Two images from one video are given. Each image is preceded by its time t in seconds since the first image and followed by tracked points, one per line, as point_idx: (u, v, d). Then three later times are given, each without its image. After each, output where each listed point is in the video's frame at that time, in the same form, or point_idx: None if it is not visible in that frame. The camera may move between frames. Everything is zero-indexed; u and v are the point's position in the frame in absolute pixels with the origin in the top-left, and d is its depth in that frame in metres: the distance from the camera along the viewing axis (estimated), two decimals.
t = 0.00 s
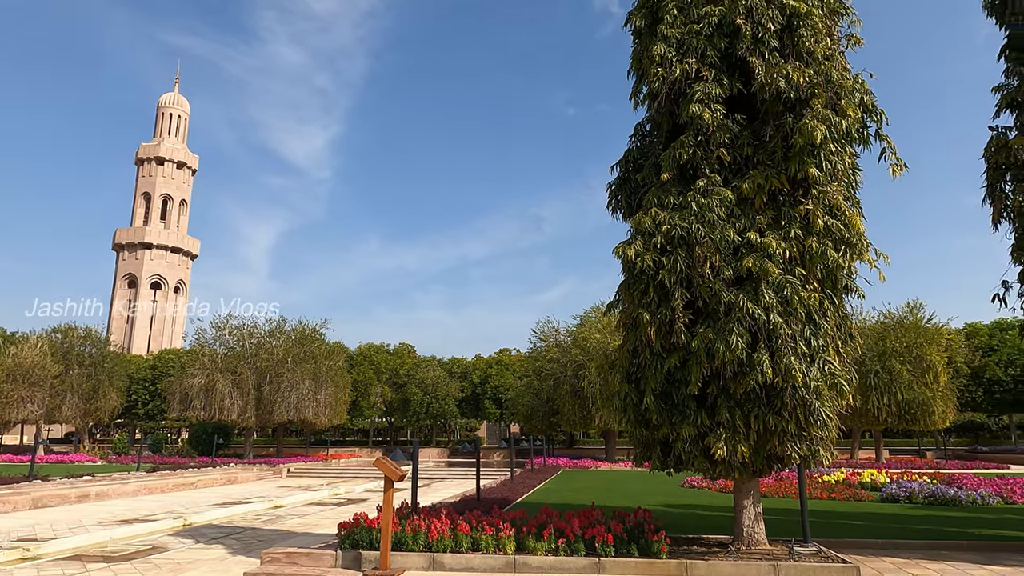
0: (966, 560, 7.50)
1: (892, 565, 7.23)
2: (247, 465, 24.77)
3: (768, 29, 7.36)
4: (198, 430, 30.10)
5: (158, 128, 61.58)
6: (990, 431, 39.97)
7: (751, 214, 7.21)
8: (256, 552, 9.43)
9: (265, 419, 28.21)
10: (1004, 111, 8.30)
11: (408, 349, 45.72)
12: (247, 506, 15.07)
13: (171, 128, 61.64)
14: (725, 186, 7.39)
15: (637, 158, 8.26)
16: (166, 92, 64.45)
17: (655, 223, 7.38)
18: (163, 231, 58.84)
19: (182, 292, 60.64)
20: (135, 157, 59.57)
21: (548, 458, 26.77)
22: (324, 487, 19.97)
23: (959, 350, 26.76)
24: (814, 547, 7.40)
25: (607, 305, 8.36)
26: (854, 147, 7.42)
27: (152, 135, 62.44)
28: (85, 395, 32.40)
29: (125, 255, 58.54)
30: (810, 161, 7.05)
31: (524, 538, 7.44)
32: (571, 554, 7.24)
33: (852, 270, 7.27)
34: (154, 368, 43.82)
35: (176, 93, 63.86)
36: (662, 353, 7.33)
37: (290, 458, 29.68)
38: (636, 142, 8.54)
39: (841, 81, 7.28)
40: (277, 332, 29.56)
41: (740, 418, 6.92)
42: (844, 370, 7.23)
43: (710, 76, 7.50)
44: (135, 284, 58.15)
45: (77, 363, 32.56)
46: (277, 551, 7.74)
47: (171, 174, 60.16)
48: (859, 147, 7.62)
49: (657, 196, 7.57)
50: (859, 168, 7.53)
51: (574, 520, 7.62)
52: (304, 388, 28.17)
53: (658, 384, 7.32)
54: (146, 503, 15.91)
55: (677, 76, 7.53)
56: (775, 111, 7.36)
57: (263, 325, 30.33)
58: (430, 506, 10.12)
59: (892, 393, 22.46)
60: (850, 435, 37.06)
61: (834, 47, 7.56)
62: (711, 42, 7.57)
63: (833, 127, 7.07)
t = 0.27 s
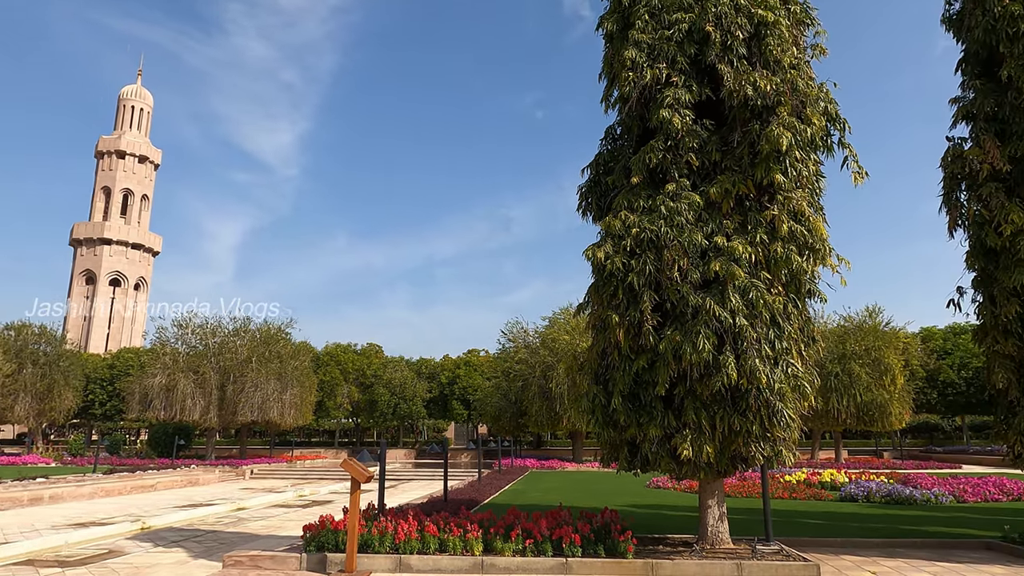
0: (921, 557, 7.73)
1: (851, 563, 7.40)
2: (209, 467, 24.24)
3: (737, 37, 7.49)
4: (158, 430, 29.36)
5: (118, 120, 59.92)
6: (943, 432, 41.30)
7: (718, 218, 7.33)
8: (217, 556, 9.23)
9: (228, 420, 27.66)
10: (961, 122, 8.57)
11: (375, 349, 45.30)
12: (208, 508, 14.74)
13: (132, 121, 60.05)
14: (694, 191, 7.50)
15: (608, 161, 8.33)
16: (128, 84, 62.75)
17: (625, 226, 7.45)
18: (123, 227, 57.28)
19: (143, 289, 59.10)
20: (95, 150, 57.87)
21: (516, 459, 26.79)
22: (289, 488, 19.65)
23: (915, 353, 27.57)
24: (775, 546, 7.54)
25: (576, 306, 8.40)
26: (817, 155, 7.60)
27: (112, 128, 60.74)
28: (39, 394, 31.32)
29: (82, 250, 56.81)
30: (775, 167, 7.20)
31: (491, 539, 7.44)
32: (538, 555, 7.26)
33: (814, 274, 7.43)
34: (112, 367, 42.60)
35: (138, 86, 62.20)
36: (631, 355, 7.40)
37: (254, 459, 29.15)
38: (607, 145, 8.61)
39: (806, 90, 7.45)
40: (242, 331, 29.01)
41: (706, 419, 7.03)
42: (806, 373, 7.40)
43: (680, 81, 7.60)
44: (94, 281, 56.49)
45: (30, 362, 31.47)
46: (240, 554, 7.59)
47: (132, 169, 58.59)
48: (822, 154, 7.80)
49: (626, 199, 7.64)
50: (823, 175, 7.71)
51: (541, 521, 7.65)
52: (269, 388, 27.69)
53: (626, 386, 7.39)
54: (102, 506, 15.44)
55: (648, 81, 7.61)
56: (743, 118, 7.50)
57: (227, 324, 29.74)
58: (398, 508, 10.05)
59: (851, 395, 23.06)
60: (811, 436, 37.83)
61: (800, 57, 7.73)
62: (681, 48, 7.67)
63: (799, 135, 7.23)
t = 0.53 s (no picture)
0: (878, 555, 7.94)
1: (812, 561, 7.57)
2: (170, 469, 23.67)
3: (705, 45, 7.61)
4: (116, 432, 28.56)
5: (78, 113, 58.17)
6: (900, 433, 42.50)
7: (686, 222, 7.44)
8: (177, 560, 9.02)
9: (191, 421, 27.06)
10: (919, 132, 8.84)
11: (343, 349, 44.83)
12: (169, 511, 14.39)
13: (93, 114, 58.37)
14: (663, 195, 7.59)
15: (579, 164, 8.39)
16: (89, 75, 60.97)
17: (595, 228, 7.51)
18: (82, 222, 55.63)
19: (102, 286, 57.51)
20: (53, 143, 56.09)
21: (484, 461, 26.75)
22: (253, 490, 19.31)
23: (874, 356, 28.32)
24: (739, 545, 7.66)
25: (546, 308, 8.43)
26: (783, 162, 7.76)
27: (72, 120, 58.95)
28: None
29: (38, 246, 54.99)
30: (742, 173, 7.33)
31: (459, 540, 7.42)
32: (506, 556, 7.26)
33: (779, 279, 7.59)
34: (69, 367, 41.31)
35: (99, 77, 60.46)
36: (599, 357, 7.46)
37: (217, 461, 28.56)
38: (578, 148, 8.67)
39: (772, 98, 7.61)
40: (205, 330, 28.40)
41: (672, 421, 7.12)
42: (770, 375, 7.54)
43: (650, 87, 7.69)
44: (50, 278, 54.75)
45: None
46: (201, 558, 7.42)
47: (92, 163, 56.93)
48: (787, 161, 7.97)
49: (597, 202, 7.70)
50: (788, 181, 7.87)
51: (509, 522, 7.66)
52: (233, 388, 27.15)
53: (594, 387, 7.44)
54: (56, 510, 14.95)
55: (619, 86, 7.69)
56: (711, 124, 7.62)
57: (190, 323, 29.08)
58: (365, 510, 9.96)
59: (813, 397, 23.59)
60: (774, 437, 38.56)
61: (767, 65, 7.88)
62: (651, 54, 7.76)
63: (765, 142, 7.37)
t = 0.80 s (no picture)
0: (839, 553, 8.12)
1: (775, 559, 7.71)
2: (130, 470, 23.08)
3: (676, 50, 7.71)
4: (75, 432, 27.75)
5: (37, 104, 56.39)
6: (861, 433, 43.59)
7: (656, 225, 7.52)
8: (137, 563, 8.80)
9: (153, 421, 26.45)
10: (881, 140, 9.09)
11: (311, 349, 44.28)
12: (129, 514, 14.02)
13: (53, 106, 56.66)
14: (633, 198, 7.66)
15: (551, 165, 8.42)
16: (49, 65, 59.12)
17: (566, 230, 7.55)
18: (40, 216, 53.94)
19: (61, 283, 55.86)
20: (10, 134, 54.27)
21: (453, 461, 26.66)
22: (216, 492, 18.92)
23: (837, 358, 28.98)
24: (704, 544, 7.77)
25: (517, 308, 8.44)
26: (751, 167, 7.89)
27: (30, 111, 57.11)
28: None
29: None
30: (711, 177, 7.44)
31: (427, 541, 7.38)
32: (474, 557, 7.25)
33: (745, 282, 7.72)
34: (24, 366, 39.98)
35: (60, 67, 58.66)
36: (569, 358, 7.50)
37: (180, 462, 27.94)
38: (550, 150, 8.70)
39: (740, 104, 7.75)
40: (169, 328, 27.76)
41: (640, 421, 7.19)
42: (736, 376, 7.66)
43: (622, 90, 7.76)
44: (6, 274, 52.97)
45: None
46: (162, 561, 7.25)
47: (52, 155, 55.24)
48: (755, 166, 8.11)
49: (568, 204, 7.75)
50: (755, 186, 8.02)
51: (478, 522, 7.65)
52: (198, 388, 26.59)
53: (564, 388, 7.47)
54: (9, 513, 14.45)
55: (591, 89, 7.74)
56: (681, 128, 7.72)
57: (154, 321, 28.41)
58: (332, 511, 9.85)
59: (777, 398, 24.06)
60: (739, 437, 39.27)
61: (736, 72, 8.01)
62: (623, 58, 7.83)
63: (733, 147, 7.50)
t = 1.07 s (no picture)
0: (802, 550, 8.28)
1: (740, 557, 7.83)
2: (92, 470, 22.51)
3: (649, 53, 7.78)
4: (33, 432, 26.96)
5: None
6: (825, 432, 44.54)
7: (628, 226, 7.59)
8: (98, 566, 8.59)
9: (115, 420, 25.80)
10: (847, 146, 9.29)
11: (280, 347, 43.69)
12: (90, 515, 13.67)
13: (13, 95, 54.93)
14: (605, 198, 7.71)
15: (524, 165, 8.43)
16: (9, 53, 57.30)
17: (538, 230, 7.57)
18: None
19: (21, 278, 54.22)
20: None
21: (424, 461, 26.55)
22: (181, 492, 18.54)
23: (802, 359, 29.55)
24: (671, 542, 7.87)
25: (489, 308, 8.43)
26: (721, 170, 8.00)
27: None
28: None
29: None
30: (682, 180, 7.53)
31: (396, 541, 7.34)
32: (443, 556, 7.22)
33: (714, 283, 7.82)
34: None
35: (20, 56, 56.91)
36: (540, 357, 7.52)
37: (143, 462, 27.33)
38: (523, 149, 8.71)
39: (711, 108, 7.85)
40: (133, 325, 27.13)
41: (610, 421, 7.25)
42: (704, 376, 7.76)
43: (595, 91, 7.80)
44: None
45: None
46: (123, 563, 7.08)
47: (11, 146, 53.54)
48: (725, 169, 8.23)
49: (541, 204, 7.77)
50: (725, 189, 8.13)
51: (447, 522, 7.62)
52: (163, 386, 26.07)
53: (535, 387, 7.50)
54: None
55: (565, 90, 7.76)
56: (653, 131, 7.79)
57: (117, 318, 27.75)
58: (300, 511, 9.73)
59: (745, 398, 24.45)
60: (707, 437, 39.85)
61: (707, 76, 8.11)
62: (596, 60, 7.87)
63: (704, 150, 7.59)
